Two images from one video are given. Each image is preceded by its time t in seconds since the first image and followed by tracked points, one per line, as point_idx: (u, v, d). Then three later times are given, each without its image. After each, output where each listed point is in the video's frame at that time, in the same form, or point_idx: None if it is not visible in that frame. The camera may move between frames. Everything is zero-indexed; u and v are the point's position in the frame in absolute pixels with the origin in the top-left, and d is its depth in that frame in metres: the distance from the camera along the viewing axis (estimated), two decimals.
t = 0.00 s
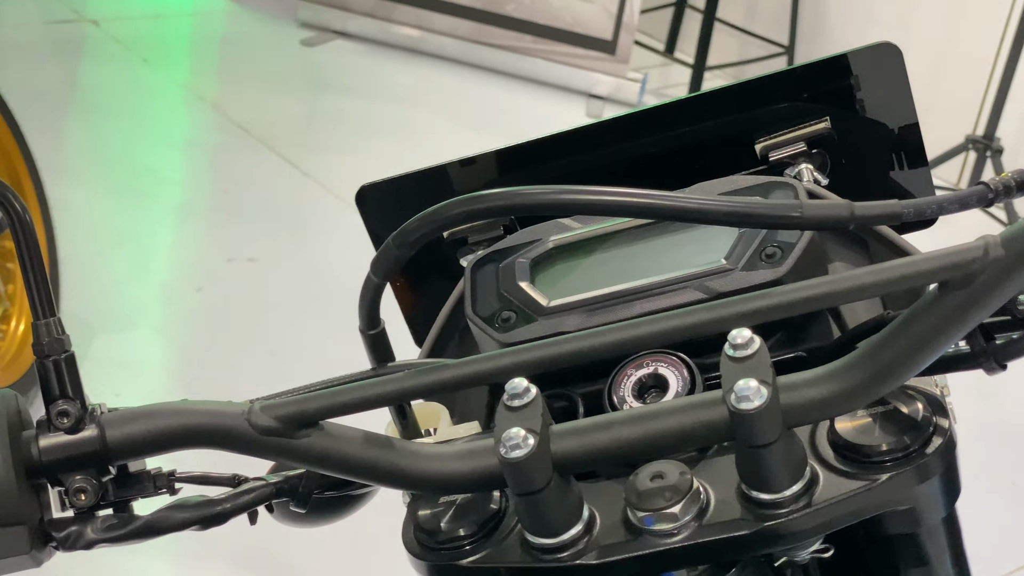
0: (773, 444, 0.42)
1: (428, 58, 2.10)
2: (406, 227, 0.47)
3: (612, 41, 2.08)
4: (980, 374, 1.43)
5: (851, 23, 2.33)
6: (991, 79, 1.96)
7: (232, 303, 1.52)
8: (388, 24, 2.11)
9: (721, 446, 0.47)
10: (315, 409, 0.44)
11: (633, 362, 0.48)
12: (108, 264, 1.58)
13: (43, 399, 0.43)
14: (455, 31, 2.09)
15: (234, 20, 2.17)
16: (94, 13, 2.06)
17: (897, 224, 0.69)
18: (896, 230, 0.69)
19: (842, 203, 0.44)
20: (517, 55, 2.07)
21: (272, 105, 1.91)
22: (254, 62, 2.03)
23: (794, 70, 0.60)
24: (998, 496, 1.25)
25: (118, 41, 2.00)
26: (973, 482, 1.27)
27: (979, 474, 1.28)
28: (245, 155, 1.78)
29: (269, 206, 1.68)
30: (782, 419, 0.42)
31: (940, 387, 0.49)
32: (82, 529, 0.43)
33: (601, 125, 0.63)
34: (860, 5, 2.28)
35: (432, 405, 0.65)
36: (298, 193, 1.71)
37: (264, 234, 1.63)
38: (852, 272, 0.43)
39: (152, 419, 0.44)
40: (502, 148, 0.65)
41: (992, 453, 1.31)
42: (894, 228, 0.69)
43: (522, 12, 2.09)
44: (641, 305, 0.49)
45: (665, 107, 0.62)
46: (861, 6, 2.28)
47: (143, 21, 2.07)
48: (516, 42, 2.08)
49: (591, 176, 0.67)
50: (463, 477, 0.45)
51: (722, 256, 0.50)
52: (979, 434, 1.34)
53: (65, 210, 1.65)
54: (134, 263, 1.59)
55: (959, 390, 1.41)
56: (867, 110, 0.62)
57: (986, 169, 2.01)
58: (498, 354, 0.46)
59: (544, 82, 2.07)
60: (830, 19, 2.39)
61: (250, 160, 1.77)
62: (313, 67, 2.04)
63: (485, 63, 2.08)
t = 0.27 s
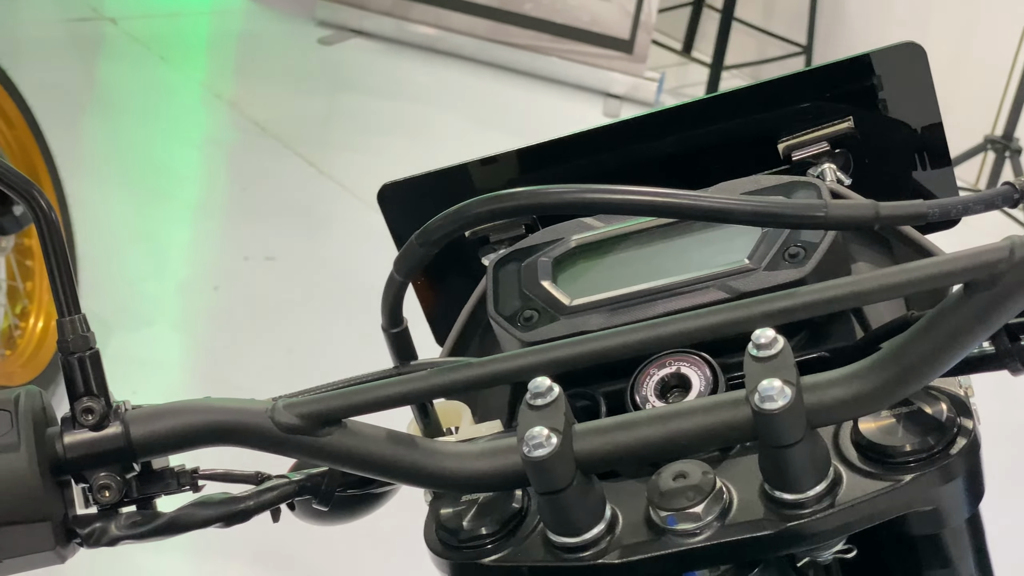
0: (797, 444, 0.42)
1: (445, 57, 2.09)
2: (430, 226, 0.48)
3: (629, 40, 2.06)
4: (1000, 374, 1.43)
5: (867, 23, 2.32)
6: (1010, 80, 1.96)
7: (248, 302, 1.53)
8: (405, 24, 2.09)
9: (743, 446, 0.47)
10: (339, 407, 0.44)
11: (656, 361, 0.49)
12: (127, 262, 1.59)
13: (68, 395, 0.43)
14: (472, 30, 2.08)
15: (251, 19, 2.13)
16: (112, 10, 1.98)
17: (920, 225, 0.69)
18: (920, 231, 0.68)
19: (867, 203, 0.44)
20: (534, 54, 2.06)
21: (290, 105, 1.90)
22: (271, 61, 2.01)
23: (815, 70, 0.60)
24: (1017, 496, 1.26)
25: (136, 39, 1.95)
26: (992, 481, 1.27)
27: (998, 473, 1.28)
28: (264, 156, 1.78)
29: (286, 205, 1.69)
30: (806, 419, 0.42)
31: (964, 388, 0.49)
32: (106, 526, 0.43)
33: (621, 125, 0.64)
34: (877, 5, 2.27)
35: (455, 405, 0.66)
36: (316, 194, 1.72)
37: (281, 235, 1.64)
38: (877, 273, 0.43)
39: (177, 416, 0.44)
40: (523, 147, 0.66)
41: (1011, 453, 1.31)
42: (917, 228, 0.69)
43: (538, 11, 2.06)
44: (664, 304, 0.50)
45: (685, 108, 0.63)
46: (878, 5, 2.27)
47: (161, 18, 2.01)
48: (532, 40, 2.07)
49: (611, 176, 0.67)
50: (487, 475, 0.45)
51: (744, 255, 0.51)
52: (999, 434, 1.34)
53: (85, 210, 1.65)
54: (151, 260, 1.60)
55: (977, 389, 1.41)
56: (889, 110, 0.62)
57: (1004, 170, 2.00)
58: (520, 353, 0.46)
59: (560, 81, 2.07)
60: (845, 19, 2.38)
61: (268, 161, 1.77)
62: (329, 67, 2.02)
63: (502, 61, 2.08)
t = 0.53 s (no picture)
0: (822, 445, 0.42)
1: (465, 56, 2.09)
2: (456, 226, 0.48)
3: (648, 40, 2.05)
4: None
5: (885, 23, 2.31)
6: None
7: (267, 300, 1.53)
8: (426, 23, 2.10)
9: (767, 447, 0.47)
10: (365, 406, 0.44)
11: (681, 362, 0.49)
12: (146, 261, 1.59)
13: (96, 394, 0.44)
14: (491, 29, 2.08)
15: (272, 18, 2.17)
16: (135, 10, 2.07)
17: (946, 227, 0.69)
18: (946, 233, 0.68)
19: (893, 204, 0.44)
20: (552, 54, 2.06)
21: (309, 105, 1.91)
22: (291, 61, 2.03)
23: (838, 72, 0.60)
24: None
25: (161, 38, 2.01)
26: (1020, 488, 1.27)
27: None
28: (282, 154, 1.79)
29: (307, 205, 1.69)
30: (831, 420, 0.42)
31: (990, 391, 0.49)
32: (133, 523, 0.43)
33: (643, 127, 0.64)
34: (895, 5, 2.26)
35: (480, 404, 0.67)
36: (334, 191, 1.73)
37: (299, 233, 1.64)
38: (903, 275, 0.43)
39: (204, 414, 0.44)
40: (546, 148, 0.66)
41: None
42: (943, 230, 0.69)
43: (557, 10, 2.06)
44: (689, 304, 0.50)
45: (710, 109, 0.63)
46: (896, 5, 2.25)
47: (182, 18, 2.07)
48: (551, 40, 2.07)
49: (633, 176, 0.68)
50: (512, 474, 0.45)
51: (769, 256, 0.51)
52: None
53: (105, 205, 1.65)
54: (169, 257, 1.59)
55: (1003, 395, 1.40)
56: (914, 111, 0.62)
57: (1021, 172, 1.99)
58: (546, 353, 0.46)
59: (577, 80, 2.06)
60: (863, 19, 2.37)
61: (288, 160, 1.78)
62: (349, 67, 2.03)
63: (520, 61, 2.08)
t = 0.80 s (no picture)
0: (849, 448, 0.42)
1: (484, 56, 2.10)
2: (482, 226, 0.48)
3: (668, 40, 2.04)
4: None
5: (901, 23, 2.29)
6: None
7: (285, 297, 1.53)
8: (444, 22, 2.12)
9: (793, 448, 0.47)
10: (391, 406, 0.44)
11: (706, 363, 0.49)
12: (161, 260, 1.58)
13: (124, 391, 0.44)
14: (510, 29, 2.09)
15: (292, 17, 2.20)
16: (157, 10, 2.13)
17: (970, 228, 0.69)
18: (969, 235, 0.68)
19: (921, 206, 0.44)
20: (570, 53, 2.06)
21: (329, 103, 1.93)
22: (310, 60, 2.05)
23: (863, 74, 0.61)
24: None
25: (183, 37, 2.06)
26: None
27: None
28: (300, 152, 1.80)
29: (324, 203, 1.70)
30: (859, 423, 0.41)
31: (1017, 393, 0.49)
32: (160, 521, 0.43)
33: (666, 129, 0.64)
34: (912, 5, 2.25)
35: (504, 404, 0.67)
36: (352, 188, 1.73)
37: (316, 230, 1.64)
38: (932, 277, 0.43)
39: (232, 412, 0.44)
40: (571, 149, 0.66)
41: None
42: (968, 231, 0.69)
43: (575, 11, 2.08)
44: (716, 306, 0.50)
45: (735, 111, 0.63)
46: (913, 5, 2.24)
47: (200, 17, 2.12)
48: (568, 40, 2.07)
49: (655, 177, 0.68)
50: (538, 475, 0.45)
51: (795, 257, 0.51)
52: None
53: (126, 203, 1.66)
54: (185, 255, 1.59)
55: None
56: (939, 113, 0.62)
57: None
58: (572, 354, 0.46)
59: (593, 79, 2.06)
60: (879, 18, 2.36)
61: (306, 158, 1.79)
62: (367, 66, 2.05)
63: (538, 60, 2.08)
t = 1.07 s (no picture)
0: (872, 450, 0.42)
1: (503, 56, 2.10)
2: (507, 226, 0.48)
3: (686, 40, 2.04)
4: None
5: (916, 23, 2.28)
6: None
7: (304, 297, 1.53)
8: (461, 22, 2.12)
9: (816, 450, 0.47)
10: (414, 406, 0.44)
11: (729, 364, 0.50)
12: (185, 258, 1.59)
13: (150, 390, 0.44)
14: (530, 29, 2.09)
15: (310, 16, 2.21)
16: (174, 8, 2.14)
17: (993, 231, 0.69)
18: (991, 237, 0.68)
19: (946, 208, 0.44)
20: (586, 53, 2.06)
21: (347, 104, 1.93)
22: (328, 60, 2.06)
23: (885, 75, 0.61)
24: None
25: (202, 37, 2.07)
26: None
27: None
28: (317, 151, 1.81)
29: (342, 203, 1.70)
30: (883, 424, 0.41)
31: None
32: (184, 520, 0.44)
33: (687, 130, 0.64)
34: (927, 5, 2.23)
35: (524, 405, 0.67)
36: (370, 189, 1.73)
37: (333, 230, 1.64)
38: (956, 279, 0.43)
39: (256, 411, 0.44)
40: (591, 150, 0.66)
41: None
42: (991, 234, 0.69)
43: (595, 11, 2.07)
44: (739, 306, 0.51)
45: (755, 112, 0.63)
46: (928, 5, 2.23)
47: (218, 16, 2.13)
48: (587, 39, 2.07)
49: (675, 178, 0.68)
50: (561, 475, 0.45)
51: (817, 259, 0.51)
52: None
53: (149, 203, 1.67)
54: (209, 252, 1.60)
55: None
56: (961, 114, 0.63)
57: None
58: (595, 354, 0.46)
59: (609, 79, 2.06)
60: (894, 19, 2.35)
61: (324, 158, 1.79)
62: (385, 65, 2.05)
63: (557, 60, 2.08)
